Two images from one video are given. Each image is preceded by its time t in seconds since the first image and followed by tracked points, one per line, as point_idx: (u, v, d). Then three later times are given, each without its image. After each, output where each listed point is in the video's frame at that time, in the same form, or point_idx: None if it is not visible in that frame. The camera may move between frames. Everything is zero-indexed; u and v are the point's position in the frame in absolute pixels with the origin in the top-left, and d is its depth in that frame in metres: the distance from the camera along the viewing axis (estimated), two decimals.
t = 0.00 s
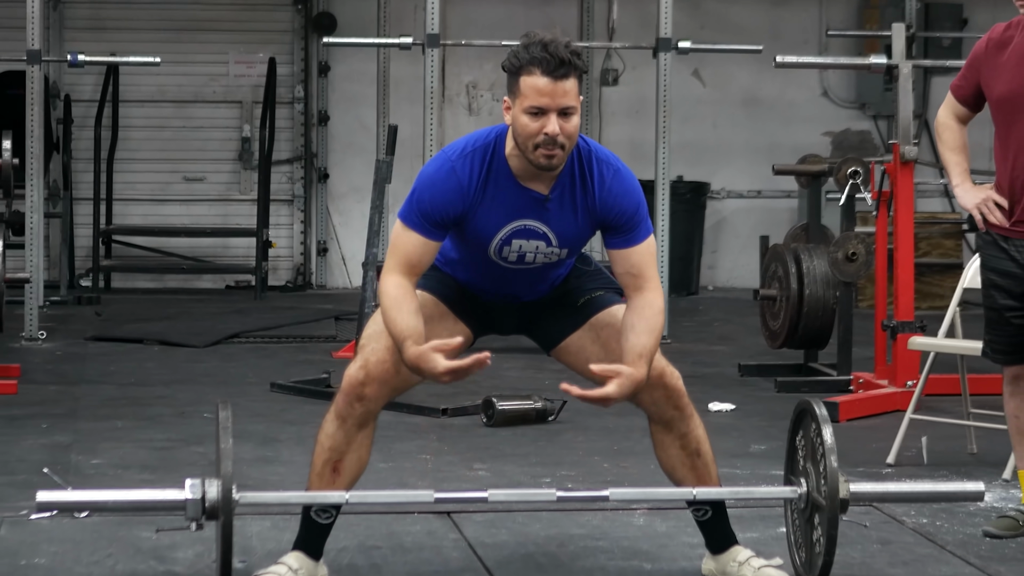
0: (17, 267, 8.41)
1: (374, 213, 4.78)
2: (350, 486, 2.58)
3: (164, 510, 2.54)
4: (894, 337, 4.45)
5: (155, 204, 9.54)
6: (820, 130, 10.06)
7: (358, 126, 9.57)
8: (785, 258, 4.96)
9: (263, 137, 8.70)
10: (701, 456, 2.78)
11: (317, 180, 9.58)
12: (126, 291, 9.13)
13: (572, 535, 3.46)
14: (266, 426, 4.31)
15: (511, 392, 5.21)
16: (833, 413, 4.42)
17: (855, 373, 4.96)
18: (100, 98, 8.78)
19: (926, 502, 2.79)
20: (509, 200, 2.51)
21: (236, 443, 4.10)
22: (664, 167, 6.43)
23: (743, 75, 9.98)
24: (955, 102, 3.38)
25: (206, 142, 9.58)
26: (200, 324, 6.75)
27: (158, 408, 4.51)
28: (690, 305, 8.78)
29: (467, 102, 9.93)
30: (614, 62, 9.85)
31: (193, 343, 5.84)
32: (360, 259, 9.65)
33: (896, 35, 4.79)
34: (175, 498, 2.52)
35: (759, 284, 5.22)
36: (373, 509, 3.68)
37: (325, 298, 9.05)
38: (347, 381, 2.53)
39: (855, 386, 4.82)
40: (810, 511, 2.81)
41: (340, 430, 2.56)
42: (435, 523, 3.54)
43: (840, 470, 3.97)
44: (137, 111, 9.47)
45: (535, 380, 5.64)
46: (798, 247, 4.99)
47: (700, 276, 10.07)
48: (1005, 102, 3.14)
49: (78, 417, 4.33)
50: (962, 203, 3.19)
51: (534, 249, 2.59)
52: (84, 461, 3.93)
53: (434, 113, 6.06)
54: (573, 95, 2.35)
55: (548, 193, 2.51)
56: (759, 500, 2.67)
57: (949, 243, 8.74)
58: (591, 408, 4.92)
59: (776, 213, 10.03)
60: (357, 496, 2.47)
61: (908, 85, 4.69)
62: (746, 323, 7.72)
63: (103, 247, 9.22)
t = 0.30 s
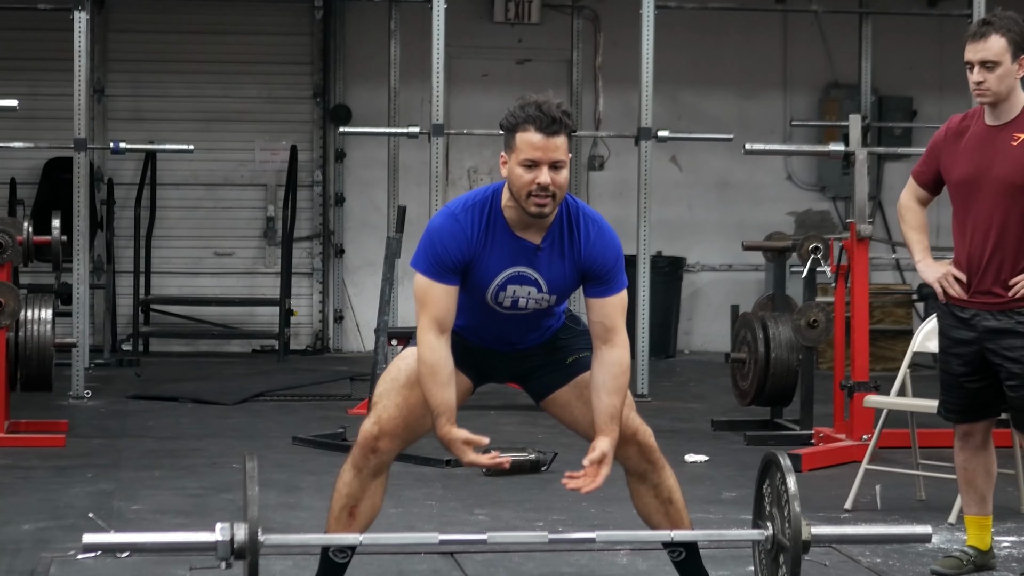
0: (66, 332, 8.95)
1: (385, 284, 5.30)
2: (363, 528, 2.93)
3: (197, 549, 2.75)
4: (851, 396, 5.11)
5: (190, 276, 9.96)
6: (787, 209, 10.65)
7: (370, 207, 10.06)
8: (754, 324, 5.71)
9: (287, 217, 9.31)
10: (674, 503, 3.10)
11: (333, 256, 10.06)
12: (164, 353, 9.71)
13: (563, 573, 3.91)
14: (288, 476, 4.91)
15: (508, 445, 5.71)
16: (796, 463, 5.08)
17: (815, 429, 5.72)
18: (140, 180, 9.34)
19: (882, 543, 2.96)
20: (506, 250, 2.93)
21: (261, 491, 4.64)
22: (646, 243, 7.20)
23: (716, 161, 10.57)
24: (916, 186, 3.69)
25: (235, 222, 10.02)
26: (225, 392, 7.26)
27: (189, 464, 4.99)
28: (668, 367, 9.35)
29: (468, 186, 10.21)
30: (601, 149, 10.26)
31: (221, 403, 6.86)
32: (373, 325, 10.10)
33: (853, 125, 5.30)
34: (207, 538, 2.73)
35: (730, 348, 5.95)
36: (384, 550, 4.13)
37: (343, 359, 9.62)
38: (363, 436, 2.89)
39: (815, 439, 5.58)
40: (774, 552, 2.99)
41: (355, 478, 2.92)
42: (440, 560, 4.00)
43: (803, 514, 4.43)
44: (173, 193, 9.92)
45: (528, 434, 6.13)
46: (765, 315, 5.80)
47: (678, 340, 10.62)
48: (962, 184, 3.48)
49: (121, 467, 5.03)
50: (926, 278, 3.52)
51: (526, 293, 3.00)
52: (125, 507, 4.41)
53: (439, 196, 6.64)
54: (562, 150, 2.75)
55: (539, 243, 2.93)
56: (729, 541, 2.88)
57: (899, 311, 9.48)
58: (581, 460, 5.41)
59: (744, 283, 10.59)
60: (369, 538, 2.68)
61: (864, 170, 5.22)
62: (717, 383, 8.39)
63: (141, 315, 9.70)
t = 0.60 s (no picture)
0: (76, 347, 9.08)
1: (387, 300, 5.42)
2: (370, 538, 3.02)
3: (201, 560, 2.66)
4: (842, 409, 5.25)
5: (197, 293, 10.09)
6: (779, 227, 10.79)
7: (373, 224, 10.21)
8: (746, 339, 6.02)
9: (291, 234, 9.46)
10: (669, 513, 3.17)
11: (337, 272, 10.19)
12: (171, 368, 9.83)
13: None
14: (294, 488, 5.04)
15: (507, 457, 5.84)
16: (788, 474, 5.27)
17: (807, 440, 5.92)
18: (149, 199, 9.51)
19: (872, 553, 2.87)
20: (508, 252, 3.01)
21: (266, 501, 4.79)
22: (641, 260, 7.36)
23: (709, 179, 10.73)
24: (922, 208, 3.72)
25: (241, 239, 10.16)
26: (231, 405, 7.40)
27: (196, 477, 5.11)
28: (665, 382, 9.48)
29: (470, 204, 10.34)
30: (597, 168, 10.39)
31: (227, 416, 7.00)
32: (376, 340, 10.26)
33: (843, 145, 5.43)
34: (212, 549, 2.65)
35: (725, 362, 6.25)
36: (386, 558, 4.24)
37: (346, 374, 9.76)
38: (371, 450, 2.98)
39: (807, 451, 5.77)
40: (768, 561, 2.91)
41: (363, 490, 3.01)
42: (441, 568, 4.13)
43: (794, 523, 4.55)
44: (181, 211, 10.06)
45: (527, 446, 6.27)
46: (757, 331, 6.05)
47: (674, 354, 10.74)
48: (966, 203, 3.51)
49: (131, 478, 5.20)
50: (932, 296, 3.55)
51: (529, 295, 3.07)
52: (135, 517, 4.53)
53: (439, 213, 6.78)
54: (562, 148, 2.86)
55: (541, 246, 3.01)
56: (722, 550, 2.82)
57: (890, 326, 9.64)
58: (578, 472, 5.54)
59: (739, 299, 10.74)
60: (373, 547, 2.67)
61: (853, 189, 5.36)
62: (712, 397, 8.51)
63: (150, 330, 9.82)
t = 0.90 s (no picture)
0: (75, 347, 9.08)
1: (387, 300, 5.42)
2: (370, 539, 3.00)
3: (201, 560, 2.66)
4: (842, 409, 5.25)
5: (197, 292, 10.09)
6: (776, 228, 10.78)
7: (373, 224, 10.22)
8: (746, 339, 6.02)
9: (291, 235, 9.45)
10: (669, 513, 3.13)
11: (337, 272, 10.19)
12: (171, 368, 9.82)
13: None
14: (294, 488, 5.04)
15: (507, 457, 5.84)
16: (788, 474, 5.27)
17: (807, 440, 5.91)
18: (149, 199, 9.51)
19: (872, 553, 2.87)
20: (513, 233, 3.00)
21: (266, 502, 4.79)
22: (642, 260, 7.36)
23: (709, 179, 10.73)
24: (934, 208, 3.72)
25: (241, 239, 10.16)
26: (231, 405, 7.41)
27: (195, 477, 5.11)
28: (665, 382, 9.48)
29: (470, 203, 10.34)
30: (597, 168, 10.39)
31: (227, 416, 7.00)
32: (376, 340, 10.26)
33: (843, 145, 5.43)
34: (212, 549, 2.65)
35: (725, 362, 6.26)
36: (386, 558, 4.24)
37: (347, 374, 9.76)
38: (374, 451, 2.96)
39: (806, 451, 5.77)
40: (768, 561, 2.91)
41: (365, 491, 2.98)
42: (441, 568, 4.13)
43: (794, 523, 4.55)
44: (181, 212, 10.06)
45: (527, 446, 6.27)
46: (757, 331, 6.06)
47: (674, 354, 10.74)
48: (975, 204, 3.50)
49: (131, 478, 5.20)
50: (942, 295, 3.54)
51: (535, 278, 3.02)
52: (135, 517, 4.52)
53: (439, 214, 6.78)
54: (572, 134, 2.86)
55: (547, 228, 3.01)
56: (722, 550, 2.82)
57: (890, 326, 9.63)
58: (578, 472, 5.54)
59: (739, 299, 10.75)
60: (373, 547, 2.67)
61: (854, 189, 5.35)
62: (712, 397, 8.51)
63: (150, 330, 9.83)
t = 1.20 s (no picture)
0: (75, 347, 9.08)
1: (387, 300, 5.43)
2: (372, 538, 3.00)
3: (201, 560, 2.66)
4: (842, 409, 5.25)
5: (197, 293, 10.09)
6: (777, 228, 10.79)
7: (373, 224, 10.22)
8: (746, 339, 6.03)
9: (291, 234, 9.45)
10: (666, 512, 3.13)
11: (337, 272, 10.19)
12: (171, 368, 9.82)
13: None
14: (295, 488, 5.04)
15: (507, 457, 5.85)
16: (788, 474, 5.27)
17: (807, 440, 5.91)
18: (149, 199, 9.51)
19: (872, 553, 2.87)
20: (513, 222, 3.00)
21: (266, 502, 4.79)
22: (642, 260, 7.37)
23: (709, 179, 10.73)
24: (935, 206, 3.71)
25: (241, 239, 10.17)
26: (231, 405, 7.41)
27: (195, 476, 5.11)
28: (665, 382, 9.48)
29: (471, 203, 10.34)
30: (597, 168, 10.39)
31: (227, 416, 7.01)
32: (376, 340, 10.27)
33: (843, 145, 5.43)
34: (212, 549, 2.65)
35: (725, 362, 6.26)
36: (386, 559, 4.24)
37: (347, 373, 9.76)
38: (375, 451, 2.96)
39: (806, 451, 5.78)
40: (767, 561, 2.91)
41: (366, 490, 2.98)
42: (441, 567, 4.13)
43: (795, 523, 4.55)
44: (182, 212, 10.06)
45: (527, 446, 6.28)
46: (757, 331, 6.06)
47: (674, 354, 10.74)
48: (976, 203, 3.50)
49: (131, 478, 5.20)
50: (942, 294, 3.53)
51: (533, 267, 3.03)
52: (134, 517, 4.53)
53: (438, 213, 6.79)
54: (568, 127, 2.86)
55: (546, 217, 3.01)
56: (721, 550, 2.82)
57: (890, 326, 9.64)
58: (578, 472, 5.55)
59: (738, 299, 10.75)
60: (372, 548, 2.66)
61: (854, 189, 5.35)
62: (712, 396, 8.51)
63: (150, 330, 9.82)
